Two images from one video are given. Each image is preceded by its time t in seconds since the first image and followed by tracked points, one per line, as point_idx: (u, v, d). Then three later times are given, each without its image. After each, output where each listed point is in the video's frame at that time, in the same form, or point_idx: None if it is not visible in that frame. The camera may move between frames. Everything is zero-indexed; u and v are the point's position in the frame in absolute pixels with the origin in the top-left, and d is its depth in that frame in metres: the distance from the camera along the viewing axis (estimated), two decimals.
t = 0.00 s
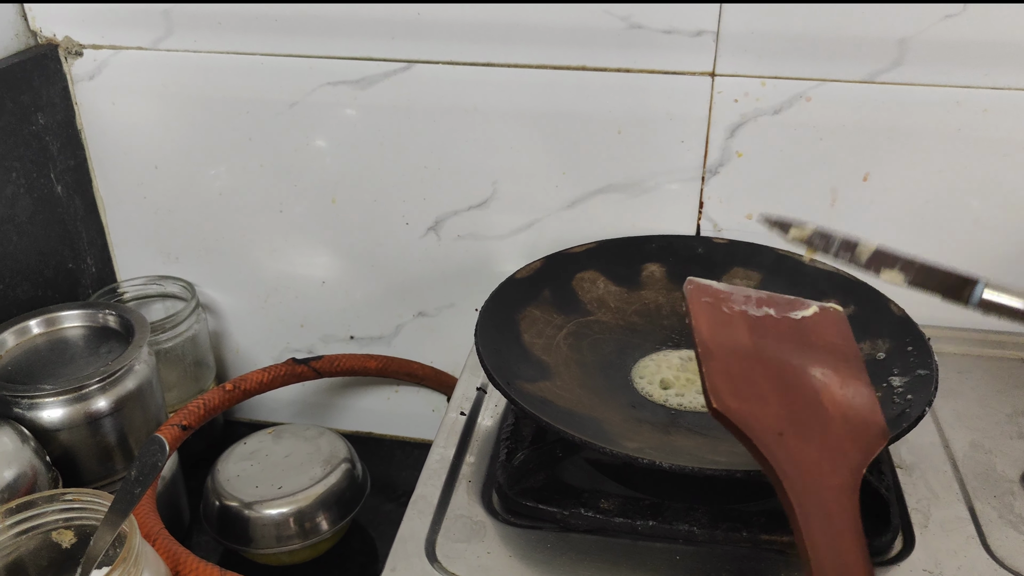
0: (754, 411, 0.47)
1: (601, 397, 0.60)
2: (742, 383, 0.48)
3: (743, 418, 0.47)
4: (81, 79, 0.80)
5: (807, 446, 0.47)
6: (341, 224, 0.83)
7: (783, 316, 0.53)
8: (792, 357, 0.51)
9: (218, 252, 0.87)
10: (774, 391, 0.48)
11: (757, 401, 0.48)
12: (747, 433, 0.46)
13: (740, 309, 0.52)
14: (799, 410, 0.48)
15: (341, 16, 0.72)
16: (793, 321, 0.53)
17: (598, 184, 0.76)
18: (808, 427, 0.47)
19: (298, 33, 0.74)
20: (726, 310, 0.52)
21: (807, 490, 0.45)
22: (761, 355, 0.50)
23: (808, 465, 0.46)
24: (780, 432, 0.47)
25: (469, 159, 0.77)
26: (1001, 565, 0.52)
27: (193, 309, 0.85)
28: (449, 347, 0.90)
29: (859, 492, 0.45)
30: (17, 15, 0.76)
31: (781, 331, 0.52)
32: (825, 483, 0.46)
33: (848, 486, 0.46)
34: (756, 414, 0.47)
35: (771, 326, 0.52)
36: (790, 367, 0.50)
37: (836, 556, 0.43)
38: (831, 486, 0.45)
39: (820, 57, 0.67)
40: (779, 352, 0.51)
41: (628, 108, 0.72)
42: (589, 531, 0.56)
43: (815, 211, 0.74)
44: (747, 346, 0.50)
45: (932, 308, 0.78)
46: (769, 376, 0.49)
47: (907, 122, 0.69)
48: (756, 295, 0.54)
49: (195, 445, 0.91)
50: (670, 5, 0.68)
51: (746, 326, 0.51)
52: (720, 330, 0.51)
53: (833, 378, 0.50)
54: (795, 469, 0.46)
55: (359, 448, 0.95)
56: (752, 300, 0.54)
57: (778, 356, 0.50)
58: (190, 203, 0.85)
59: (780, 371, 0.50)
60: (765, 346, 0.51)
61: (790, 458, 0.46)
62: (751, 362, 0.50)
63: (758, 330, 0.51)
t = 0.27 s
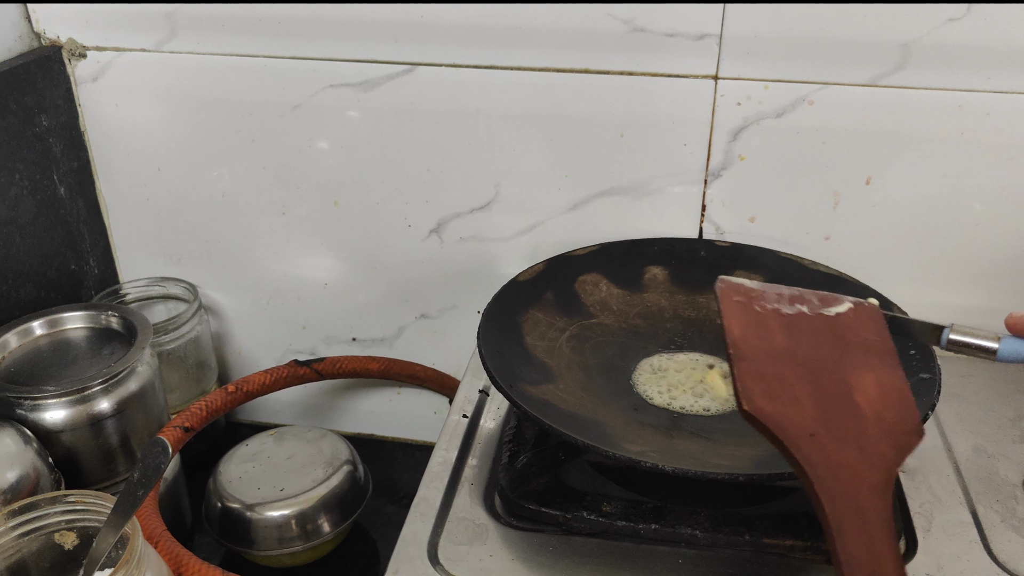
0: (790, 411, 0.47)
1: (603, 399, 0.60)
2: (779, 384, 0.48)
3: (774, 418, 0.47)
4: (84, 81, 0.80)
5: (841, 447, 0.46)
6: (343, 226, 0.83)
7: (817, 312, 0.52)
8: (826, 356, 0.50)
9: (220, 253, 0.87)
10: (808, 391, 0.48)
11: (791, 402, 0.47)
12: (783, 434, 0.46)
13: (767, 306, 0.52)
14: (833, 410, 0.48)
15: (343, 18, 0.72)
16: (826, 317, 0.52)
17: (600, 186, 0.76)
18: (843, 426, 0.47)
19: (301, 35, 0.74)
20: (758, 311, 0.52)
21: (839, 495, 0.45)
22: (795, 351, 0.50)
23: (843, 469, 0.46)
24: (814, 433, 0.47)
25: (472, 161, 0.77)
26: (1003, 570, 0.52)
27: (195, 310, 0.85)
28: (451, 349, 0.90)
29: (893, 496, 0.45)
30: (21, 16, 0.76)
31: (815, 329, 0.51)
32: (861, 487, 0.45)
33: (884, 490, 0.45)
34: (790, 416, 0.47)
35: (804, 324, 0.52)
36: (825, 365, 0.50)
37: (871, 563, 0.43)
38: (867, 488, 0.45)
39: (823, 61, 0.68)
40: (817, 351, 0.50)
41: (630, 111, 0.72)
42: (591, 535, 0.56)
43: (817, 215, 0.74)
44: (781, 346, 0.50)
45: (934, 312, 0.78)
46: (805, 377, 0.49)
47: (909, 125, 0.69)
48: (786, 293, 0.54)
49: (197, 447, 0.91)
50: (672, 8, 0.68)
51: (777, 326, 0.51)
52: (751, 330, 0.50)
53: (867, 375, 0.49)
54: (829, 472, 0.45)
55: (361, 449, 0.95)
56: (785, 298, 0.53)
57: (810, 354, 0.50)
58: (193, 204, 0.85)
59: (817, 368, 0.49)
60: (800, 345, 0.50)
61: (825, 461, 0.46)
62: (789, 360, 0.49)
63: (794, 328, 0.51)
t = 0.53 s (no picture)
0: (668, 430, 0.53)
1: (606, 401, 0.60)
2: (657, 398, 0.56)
3: (656, 433, 0.53)
4: (87, 82, 0.80)
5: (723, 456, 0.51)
6: (346, 227, 0.83)
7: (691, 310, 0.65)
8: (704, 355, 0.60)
9: (222, 254, 0.88)
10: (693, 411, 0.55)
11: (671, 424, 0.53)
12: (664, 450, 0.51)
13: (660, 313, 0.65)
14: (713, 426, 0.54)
15: (346, 19, 0.73)
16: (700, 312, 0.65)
17: (602, 188, 0.76)
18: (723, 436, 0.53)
19: (304, 36, 0.74)
20: (633, 318, 0.65)
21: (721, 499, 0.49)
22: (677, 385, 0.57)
23: (724, 463, 0.51)
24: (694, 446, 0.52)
25: (474, 163, 0.77)
26: (1005, 572, 0.52)
27: (197, 311, 0.85)
28: (453, 350, 0.90)
29: (774, 491, 0.48)
30: (24, 17, 0.77)
31: (684, 326, 0.63)
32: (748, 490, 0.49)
33: (770, 491, 0.49)
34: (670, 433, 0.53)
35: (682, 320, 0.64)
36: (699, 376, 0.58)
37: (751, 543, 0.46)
38: (752, 491, 0.49)
39: (825, 63, 0.68)
40: (692, 353, 0.61)
41: (633, 113, 0.72)
42: (593, 536, 0.56)
43: (818, 217, 0.74)
44: (659, 350, 0.61)
45: (936, 314, 0.78)
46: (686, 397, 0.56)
47: (912, 127, 0.69)
48: (663, 296, 0.67)
49: (198, 447, 0.91)
50: (675, 10, 0.68)
51: (652, 327, 0.64)
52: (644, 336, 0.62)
53: (749, 369, 0.59)
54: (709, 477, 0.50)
55: (363, 450, 0.95)
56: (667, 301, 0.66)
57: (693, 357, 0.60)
58: (195, 205, 0.85)
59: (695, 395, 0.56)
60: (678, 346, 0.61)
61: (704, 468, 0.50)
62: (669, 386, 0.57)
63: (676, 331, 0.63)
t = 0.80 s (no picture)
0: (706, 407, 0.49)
1: (607, 400, 0.59)
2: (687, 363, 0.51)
3: (697, 421, 0.48)
4: (87, 80, 0.80)
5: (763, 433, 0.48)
6: (346, 226, 0.83)
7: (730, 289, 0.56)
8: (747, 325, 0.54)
9: (222, 253, 0.87)
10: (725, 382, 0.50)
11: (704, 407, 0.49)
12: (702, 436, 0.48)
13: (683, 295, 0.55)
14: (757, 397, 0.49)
15: (346, 18, 0.72)
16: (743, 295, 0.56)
17: (603, 187, 0.76)
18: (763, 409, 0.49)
19: (305, 34, 0.74)
20: (673, 306, 0.55)
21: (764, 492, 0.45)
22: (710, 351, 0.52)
23: (771, 455, 0.47)
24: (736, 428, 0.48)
25: (475, 162, 0.77)
26: (1007, 572, 0.52)
27: (197, 309, 0.85)
28: (453, 349, 0.90)
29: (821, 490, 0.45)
30: (24, 15, 0.76)
31: (728, 314, 0.54)
32: (793, 481, 0.46)
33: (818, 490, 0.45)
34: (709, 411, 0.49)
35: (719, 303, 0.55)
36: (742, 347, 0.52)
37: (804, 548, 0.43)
38: (800, 490, 0.45)
39: (827, 62, 0.67)
40: (733, 334, 0.53)
41: (634, 112, 0.72)
42: (595, 535, 0.56)
43: (820, 216, 0.74)
44: (697, 339, 0.53)
45: (937, 313, 0.78)
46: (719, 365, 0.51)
47: (913, 127, 0.69)
48: (703, 278, 0.57)
49: (198, 446, 0.91)
50: (677, 9, 0.68)
51: (693, 318, 0.54)
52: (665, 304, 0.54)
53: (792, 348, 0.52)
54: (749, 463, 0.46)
55: (363, 449, 0.95)
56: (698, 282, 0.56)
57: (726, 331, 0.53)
58: (196, 204, 0.85)
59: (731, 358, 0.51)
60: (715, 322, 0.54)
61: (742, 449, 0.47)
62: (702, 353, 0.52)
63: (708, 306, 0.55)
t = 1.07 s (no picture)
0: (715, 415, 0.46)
1: (609, 399, 0.59)
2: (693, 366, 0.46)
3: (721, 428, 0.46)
4: (89, 79, 0.80)
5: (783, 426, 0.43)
6: (348, 225, 0.83)
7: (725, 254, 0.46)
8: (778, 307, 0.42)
9: (224, 251, 0.87)
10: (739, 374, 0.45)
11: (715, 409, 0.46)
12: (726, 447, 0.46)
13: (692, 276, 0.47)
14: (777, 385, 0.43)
15: (348, 17, 0.72)
16: (733, 261, 0.45)
17: (605, 185, 0.76)
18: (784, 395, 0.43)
19: (307, 33, 0.74)
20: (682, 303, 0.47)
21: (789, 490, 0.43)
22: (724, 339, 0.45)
23: (785, 443, 0.43)
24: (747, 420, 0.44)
25: (476, 160, 0.77)
26: (1010, 570, 0.52)
27: (199, 308, 0.85)
28: (455, 348, 0.90)
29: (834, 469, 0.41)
30: (26, 14, 0.76)
31: (727, 289, 0.45)
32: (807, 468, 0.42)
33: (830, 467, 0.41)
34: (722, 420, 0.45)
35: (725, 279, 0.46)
36: (739, 324, 0.45)
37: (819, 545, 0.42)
38: (810, 469, 0.42)
39: (829, 60, 0.67)
40: (729, 308, 0.45)
41: (636, 111, 0.72)
42: (597, 534, 0.56)
43: (822, 214, 0.74)
44: (705, 329, 0.46)
45: (939, 312, 0.78)
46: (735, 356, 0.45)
47: (916, 125, 0.69)
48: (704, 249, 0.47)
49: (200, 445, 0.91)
50: (679, 7, 0.68)
51: (698, 307, 0.46)
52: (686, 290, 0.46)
53: (779, 296, 0.43)
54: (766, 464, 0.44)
55: (365, 448, 0.95)
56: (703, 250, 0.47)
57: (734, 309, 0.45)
58: (198, 203, 0.85)
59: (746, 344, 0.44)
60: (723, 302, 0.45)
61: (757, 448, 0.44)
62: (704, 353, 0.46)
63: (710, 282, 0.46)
